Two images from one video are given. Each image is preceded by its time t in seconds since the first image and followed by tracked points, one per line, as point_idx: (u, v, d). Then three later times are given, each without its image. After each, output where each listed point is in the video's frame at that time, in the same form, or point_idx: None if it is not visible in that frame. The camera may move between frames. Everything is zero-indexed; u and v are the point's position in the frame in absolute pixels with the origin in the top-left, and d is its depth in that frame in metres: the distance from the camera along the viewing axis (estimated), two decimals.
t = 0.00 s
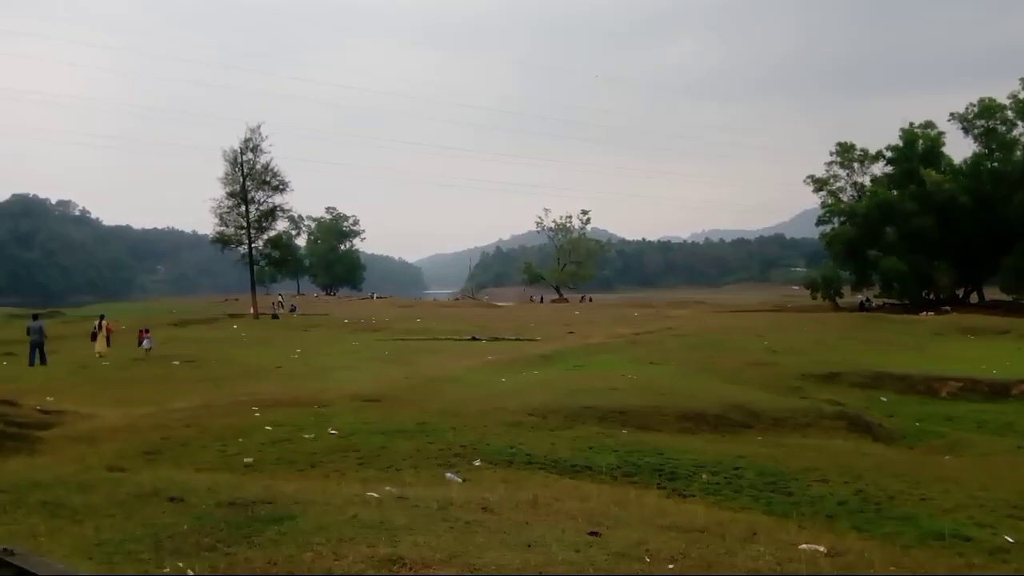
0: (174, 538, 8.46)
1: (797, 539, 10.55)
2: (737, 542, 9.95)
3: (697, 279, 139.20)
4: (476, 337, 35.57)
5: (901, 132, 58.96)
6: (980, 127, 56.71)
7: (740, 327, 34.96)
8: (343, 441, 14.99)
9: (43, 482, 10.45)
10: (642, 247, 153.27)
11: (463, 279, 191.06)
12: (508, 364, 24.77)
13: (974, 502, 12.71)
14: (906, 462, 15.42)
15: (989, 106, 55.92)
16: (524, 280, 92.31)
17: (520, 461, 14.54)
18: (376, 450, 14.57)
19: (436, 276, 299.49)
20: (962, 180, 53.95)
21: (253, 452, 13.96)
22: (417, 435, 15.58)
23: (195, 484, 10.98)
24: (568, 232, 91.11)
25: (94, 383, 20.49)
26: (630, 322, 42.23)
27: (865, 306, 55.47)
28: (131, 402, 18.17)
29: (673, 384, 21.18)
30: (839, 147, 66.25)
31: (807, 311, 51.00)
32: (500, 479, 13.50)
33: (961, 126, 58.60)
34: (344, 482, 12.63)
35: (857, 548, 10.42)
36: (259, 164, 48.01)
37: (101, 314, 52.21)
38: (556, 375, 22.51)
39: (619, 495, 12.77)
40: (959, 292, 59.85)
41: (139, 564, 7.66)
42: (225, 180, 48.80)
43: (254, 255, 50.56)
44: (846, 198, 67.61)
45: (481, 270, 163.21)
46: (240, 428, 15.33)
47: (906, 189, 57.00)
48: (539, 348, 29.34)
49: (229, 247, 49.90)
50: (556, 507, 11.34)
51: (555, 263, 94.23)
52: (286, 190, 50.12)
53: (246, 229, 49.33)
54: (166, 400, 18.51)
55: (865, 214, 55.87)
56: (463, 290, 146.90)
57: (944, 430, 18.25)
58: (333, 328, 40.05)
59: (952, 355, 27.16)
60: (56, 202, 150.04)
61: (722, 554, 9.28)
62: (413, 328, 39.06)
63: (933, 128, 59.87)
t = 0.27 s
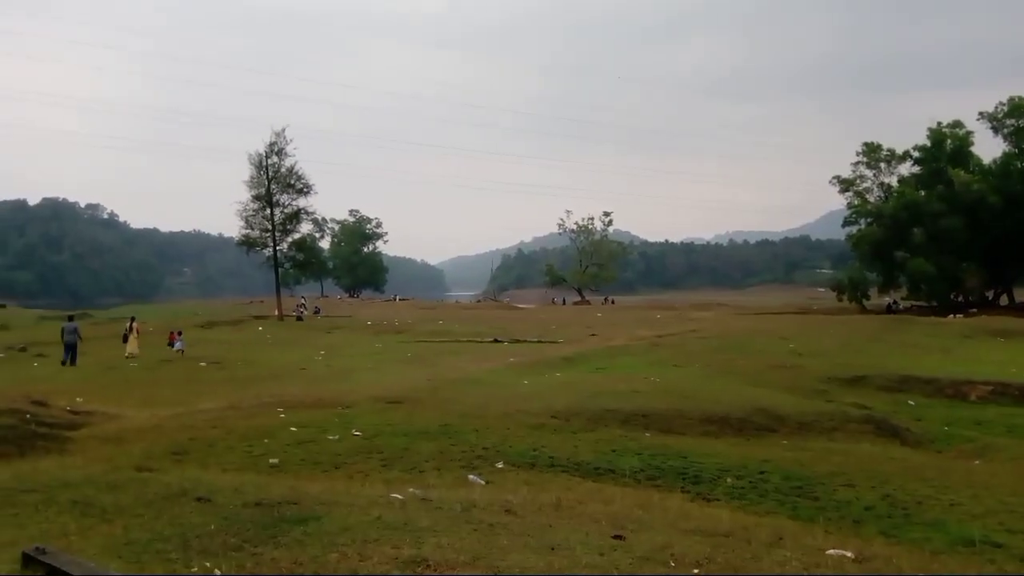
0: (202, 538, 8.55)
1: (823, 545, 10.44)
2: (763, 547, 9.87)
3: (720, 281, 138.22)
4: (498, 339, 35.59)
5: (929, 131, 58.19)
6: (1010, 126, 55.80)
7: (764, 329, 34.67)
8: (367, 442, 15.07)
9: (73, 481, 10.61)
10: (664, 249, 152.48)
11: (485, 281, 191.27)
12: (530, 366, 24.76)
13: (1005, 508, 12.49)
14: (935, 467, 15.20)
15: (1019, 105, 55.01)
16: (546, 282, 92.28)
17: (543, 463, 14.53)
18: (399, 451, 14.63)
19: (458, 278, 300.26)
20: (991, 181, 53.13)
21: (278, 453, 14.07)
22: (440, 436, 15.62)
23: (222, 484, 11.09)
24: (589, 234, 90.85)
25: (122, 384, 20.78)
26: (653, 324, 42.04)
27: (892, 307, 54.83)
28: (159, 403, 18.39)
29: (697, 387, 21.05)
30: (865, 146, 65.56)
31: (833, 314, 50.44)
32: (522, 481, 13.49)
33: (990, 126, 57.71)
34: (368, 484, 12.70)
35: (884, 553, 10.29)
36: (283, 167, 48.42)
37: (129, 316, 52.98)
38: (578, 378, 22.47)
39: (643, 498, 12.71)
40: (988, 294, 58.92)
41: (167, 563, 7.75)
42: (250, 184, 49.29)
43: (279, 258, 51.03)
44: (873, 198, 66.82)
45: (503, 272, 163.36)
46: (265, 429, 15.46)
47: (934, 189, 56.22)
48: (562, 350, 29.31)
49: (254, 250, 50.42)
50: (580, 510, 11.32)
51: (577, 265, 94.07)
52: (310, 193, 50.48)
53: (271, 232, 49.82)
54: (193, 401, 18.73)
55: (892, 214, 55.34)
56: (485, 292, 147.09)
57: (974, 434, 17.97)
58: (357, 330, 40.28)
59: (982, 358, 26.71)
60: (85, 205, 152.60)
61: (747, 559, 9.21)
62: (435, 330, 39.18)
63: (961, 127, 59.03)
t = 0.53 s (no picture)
0: (234, 539, 8.66)
1: (856, 550, 10.29)
2: (795, 552, 9.75)
3: (749, 283, 136.91)
4: (525, 341, 35.57)
5: (963, 130, 57.20)
6: None
7: (794, 332, 34.27)
8: (395, 444, 15.14)
9: (109, 482, 10.79)
10: (691, 251, 151.38)
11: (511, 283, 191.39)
12: (557, 368, 24.72)
13: None
14: (971, 471, 14.92)
15: None
16: (572, 284, 92.11)
17: (570, 466, 14.49)
18: (427, 454, 14.67)
19: (484, 280, 300.76)
20: None
21: (308, 455, 14.20)
22: (467, 439, 15.64)
23: (253, 485, 11.21)
24: (616, 236, 90.43)
25: (155, 386, 21.09)
26: (681, 327, 41.74)
27: (925, 309, 53.95)
28: (191, 404, 18.65)
29: (725, 390, 20.88)
30: (897, 147, 64.58)
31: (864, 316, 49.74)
32: (550, 484, 13.47)
33: None
34: (397, 486, 12.75)
35: (919, 559, 10.11)
36: (312, 172, 48.84)
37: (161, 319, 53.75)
38: (606, 380, 22.39)
39: (672, 502, 12.63)
40: None
41: (200, 564, 7.85)
42: (279, 188, 49.78)
43: (307, 261, 51.49)
44: (905, 198, 65.81)
45: (530, 275, 163.32)
46: (295, 431, 15.60)
47: (968, 189, 55.24)
48: (588, 352, 29.23)
49: (283, 253, 50.95)
50: (608, 513, 11.27)
51: (603, 268, 93.75)
52: (338, 197, 50.87)
53: (300, 236, 50.31)
54: (224, 403, 18.96)
55: (925, 215, 54.40)
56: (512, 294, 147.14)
57: (1010, 439, 17.61)
58: (384, 333, 40.50)
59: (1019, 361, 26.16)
60: (119, 210, 155.24)
61: (779, 564, 9.11)
62: (462, 332, 39.27)
63: (996, 126, 57.93)
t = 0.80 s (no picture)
0: (265, 539, 8.75)
1: (890, 553, 10.14)
2: (827, 555, 9.63)
3: (777, 283, 135.47)
4: (551, 343, 35.53)
5: (996, 126, 56.14)
6: None
7: (824, 332, 33.85)
8: (423, 446, 15.19)
9: (144, 484, 10.96)
10: (719, 251, 150.14)
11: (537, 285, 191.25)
12: (584, 370, 24.66)
13: None
14: (1008, 474, 14.63)
15: None
16: (598, 286, 91.78)
17: (598, 468, 14.45)
18: (455, 456, 14.71)
19: (510, 282, 300.93)
20: None
21: (337, 457, 14.30)
22: (494, 441, 15.65)
23: (284, 487, 11.31)
24: (642, 236, 89.93)
25: (187, 388, 21.39)
26: (708, 328, 41.42)
27: (959, 309, 53.04)
28: (222, 407, 18.89)
29: (754, 391, 20.68)
30: (928, 144, 63.59)
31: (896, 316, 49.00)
32: (577, 486, 13.43)
33: None
34: (425, 487, 12.80)
35: (954, 563, 9.93)
36: (339, 176, 49.23)
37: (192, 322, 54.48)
38: (633, 382, 22.29)
39: (701, 505, 12.53)
40: None
41: (233, 564, 7.95)
42: (307, 193, 50.24)
43: (335, 264, 51.92)
44: (937, 196, 64.72)
45: (555, 276, 163.10)
46: (324, 433, 15.72)
47: (1002, 186, 54.22)
48: (615, 354, 29.13)
49: (311, 257, 51.42)
50: (637, 516, 11.22)
51: (629, 268, 93.28)
52: (365, 201, 51.22)
53: (328, 239, 50.73)
54: (254, 406, 19.16)
55: (958, 213, 53.48)
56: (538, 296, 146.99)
57: None
58: (411, 335, 40.68)
59: None
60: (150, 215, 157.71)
61: (812, 567, 9.00)
62: (488, 335, 39.31)
63: None
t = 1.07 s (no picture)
0: (289, 543, 8.81)
1: (916, 560, 10.01)
2: (853, 562, 9.53)
3: (799, 286, 134.34)
4: (571, 346, 35.50)
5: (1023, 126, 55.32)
6: None
7: (846, 336, 33.54)
8: (443, 450, 15.23)
9: (168, 487, 11.07)
10: (740, 254, 149.18)
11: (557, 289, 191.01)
12: (604, 374, 24.60)
13: None
14: None
15: None
16: (618, 289, 91.52)
17: (618, 473, 14.40)
18: (475, 459, 14.73)
19: (530, 286, 300.92)
20: None
21: (358, 459, 14.38)
22: (514, 445, 15.66)
23: (307, 490, 11.40)
24: (661, 240, 89.53)
25: (210, 392, 21.60)
26: (730, 332, 41.18)
27: (985, 311, 52.32)
28: (245, 410, 19.06)
29: (776, 396, 20.52)
30: (952, 144, 62.88)
31: (921, 319, 48.43)
32: (598, 491, 13.40)
33: None
34: (445, 491, 12.81)
35: (983, 570, 9.77)
36: (359, 181, 49.51)
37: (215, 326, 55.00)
38: (654, 386, 22.20)
39: (724, 510, 12.44)
40: None
41: (257, 567, 8.00)
42: (328, 198, 50.59)
43: (355, 269, 52.22)
44: (961, 198, 63.92)
45: (575, 280, 162.84)
46: (345, 436, 15.81)
47: None
48: (635, 358, 29.03)
49: (332, 261, 51.74)
50: (658, 521, 11.15)
51: (649, 272, 92.93)
52: (385, 206, 51.49)
53: (348, 244, 51.02)
54: (276, 409, 19.30)
55: (983, 214, 52.80)
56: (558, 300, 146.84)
57: None
58: (431, 339, 40.78)
59: None
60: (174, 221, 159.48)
61: (836, 574, 8.90)
62: (507, 338, 39.35)
63: None
